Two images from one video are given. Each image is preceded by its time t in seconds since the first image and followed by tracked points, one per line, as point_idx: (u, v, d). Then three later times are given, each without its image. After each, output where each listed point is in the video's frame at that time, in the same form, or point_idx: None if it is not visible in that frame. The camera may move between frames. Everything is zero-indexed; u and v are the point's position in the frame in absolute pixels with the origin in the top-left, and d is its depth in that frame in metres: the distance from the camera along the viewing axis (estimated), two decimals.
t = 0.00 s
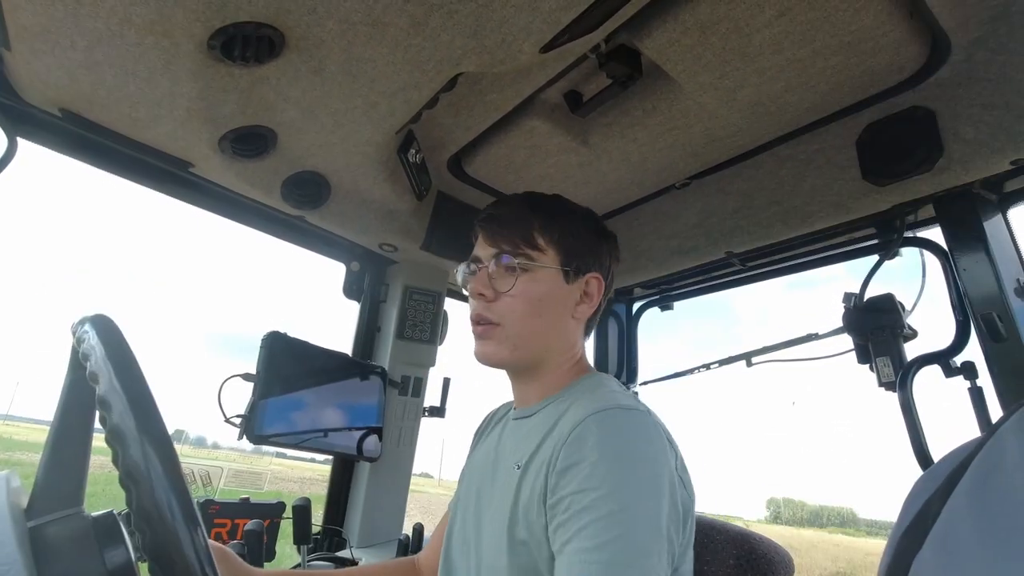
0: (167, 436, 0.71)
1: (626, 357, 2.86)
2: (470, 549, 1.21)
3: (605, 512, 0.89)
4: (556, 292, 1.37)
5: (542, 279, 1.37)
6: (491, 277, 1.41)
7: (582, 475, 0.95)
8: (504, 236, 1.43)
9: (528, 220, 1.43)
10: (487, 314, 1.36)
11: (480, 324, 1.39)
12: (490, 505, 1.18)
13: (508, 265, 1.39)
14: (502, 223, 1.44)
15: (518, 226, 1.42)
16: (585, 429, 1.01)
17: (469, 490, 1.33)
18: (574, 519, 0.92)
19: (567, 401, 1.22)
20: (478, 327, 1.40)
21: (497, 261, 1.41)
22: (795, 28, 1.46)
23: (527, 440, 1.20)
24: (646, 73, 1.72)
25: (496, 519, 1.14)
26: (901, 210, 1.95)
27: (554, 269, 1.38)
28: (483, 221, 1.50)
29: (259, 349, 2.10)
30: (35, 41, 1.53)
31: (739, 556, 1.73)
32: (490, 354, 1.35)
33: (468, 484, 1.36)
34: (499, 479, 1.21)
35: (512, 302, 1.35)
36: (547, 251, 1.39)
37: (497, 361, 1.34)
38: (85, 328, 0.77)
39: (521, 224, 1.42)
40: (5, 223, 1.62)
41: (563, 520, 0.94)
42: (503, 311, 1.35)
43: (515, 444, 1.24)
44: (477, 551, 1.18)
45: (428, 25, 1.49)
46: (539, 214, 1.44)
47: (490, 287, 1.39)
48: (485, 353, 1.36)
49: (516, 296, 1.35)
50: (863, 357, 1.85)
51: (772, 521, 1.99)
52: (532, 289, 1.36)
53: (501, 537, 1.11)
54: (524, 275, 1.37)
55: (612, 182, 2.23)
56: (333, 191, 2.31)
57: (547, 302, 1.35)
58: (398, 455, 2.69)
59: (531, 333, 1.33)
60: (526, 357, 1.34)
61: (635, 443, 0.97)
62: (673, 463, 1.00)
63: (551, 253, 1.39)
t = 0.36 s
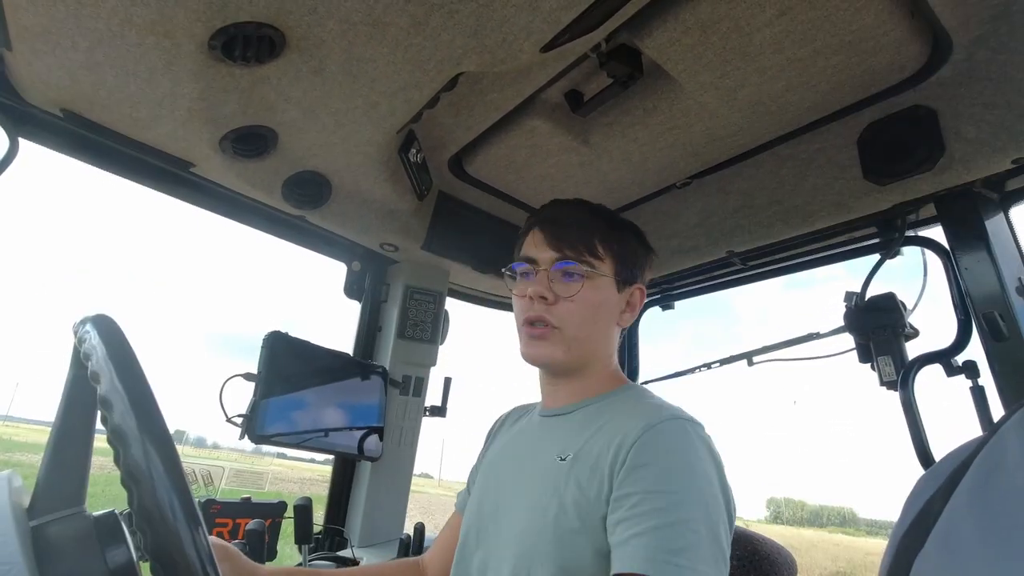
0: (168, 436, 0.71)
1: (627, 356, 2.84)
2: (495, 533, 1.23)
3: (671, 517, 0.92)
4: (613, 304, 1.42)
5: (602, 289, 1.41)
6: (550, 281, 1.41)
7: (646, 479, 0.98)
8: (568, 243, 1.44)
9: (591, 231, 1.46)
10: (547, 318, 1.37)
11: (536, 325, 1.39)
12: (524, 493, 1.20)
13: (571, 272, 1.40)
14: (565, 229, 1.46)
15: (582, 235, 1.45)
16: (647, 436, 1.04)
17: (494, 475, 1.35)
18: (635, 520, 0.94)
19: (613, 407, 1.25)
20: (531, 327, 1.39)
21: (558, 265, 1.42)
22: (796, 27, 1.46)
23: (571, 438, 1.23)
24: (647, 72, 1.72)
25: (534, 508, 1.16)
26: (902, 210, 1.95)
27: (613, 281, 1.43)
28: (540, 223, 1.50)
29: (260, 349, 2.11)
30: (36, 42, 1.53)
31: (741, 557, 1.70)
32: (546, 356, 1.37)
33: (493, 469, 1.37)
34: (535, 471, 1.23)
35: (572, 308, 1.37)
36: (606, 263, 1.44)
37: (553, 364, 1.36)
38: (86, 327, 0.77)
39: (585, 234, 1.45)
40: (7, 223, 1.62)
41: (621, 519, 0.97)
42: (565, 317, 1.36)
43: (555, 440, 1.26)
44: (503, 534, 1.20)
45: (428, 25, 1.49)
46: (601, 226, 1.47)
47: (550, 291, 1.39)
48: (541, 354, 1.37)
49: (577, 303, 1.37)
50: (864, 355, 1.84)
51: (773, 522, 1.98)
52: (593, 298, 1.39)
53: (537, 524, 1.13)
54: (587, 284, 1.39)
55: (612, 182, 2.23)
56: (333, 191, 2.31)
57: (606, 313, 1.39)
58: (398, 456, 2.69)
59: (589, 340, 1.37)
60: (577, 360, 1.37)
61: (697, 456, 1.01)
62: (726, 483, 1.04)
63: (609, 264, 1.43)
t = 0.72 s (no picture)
0: (166, 436, 0.71)
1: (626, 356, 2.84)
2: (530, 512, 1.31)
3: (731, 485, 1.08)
4: (624, 309, 1.49)
5: (613, 295, 1.48)
6: (561, 291, 1.49)
7: (703, 457, 1.14)
8: (576, 254, 1.52)
9: (597, 241, 1.54)
10: (562, 327, 1.43)
11: (552, 335, 1.45)
12: (565, 473, 1.31)
13: (581, 281, 1.48)
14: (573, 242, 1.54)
15: (590, 246, 1.53)
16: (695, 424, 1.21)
17: (522, 464, 1.44)
18: (701, 489, 1.10)
19: (643, 400, 1.41)
20: (547, 338, 1.46)
21: (568, 276, 1.49)
22: (795, 28, 1.46)
23: (607, 426, 1.36)
24: (646, 73, 1.72)
25: (575, 492, 1.26)
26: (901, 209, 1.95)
27: (622, 288, 1.51)
28: (550, 237, 1.59)
29: (259, 350, 2.11)
30: (35, 43, 1.53)
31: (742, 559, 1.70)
32: (563, 363, 1.43)
33: (518, 459, 1.46)
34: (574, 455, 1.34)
35: (585, 315, 1.43)
36: (614, 270, 1.51)
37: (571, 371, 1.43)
38: (84, 329, 0.77)
39: (592, 244, 1.53)
40: (6, 224, 1.62)
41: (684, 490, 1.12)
42: (579, 325, 1.43)
43: (590, 428, 1.39)
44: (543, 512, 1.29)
45: (428, 26, 1.49)
46: (608, 236, 1.56)
47: (563, 301, 1.46)
48: (558, 362, 1.43)
49: (590, 310, 1.44)
50: (864, 355, 1.84)
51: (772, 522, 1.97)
52: (604, 304, 1.46)
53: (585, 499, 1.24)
54: (598, 292, 1.46)
55: (611, 182, 2.23)
56: (333, 191, 2.31)
57: (616, 318, 1.47)
58: (398, 456, 2.69)
59: (602, 344, 1.45)
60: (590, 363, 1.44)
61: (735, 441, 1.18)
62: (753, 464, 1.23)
63: (618, 272, 1.51)
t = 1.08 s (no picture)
0: (168, 437, 0.71)
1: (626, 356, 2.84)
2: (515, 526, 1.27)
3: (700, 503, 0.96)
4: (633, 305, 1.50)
5: (624, 291, 1.49)
6: (574, 282, 1.48)
7: (676, 469, 1.03)
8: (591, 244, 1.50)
9: (611, 235, 1.53)
10: (575, 317, 1.42)
11: (563, 325, 1.43)
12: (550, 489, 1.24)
13: (595, 273, 1.47)
14: (588, 232, 1.52)
15: (604, 239, 1.51)
16: (675, 433, 1.09)
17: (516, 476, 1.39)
18: (669, 510, 0.99)
19: (630, 405, 1.30)
20: (557, 327, 1.44)
21: (581, 267, 1.48)
22: (795, 28, 1.46)
23: (591, 437, 1.27)
24: (646, 73, 1.72)
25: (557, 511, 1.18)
26: (901, 209, 1.95)
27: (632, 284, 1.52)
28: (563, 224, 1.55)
29: (259, 350, 2.12)
30: (35, 42, 1.53)
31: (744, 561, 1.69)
32: (572, 354, 1.41)
33: (513, 471, 1.42)
34: (559, 468, 1.27)
35: (599, 308, 1.43)
36: (625, 266, 1.53)
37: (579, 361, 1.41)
38: (84, 329, 0.77)
39: (607, 237, 1.52)
40: (6, 224, 1.62)
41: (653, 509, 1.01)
42: (592, 316, 1.42)
43: (577, 440, 1.31)
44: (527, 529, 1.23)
45: (427, 26, 1.49)
46: (620, 232, 1.55)
47: (577, 291, 1.45)
48: (568, 351, 1.41)
49: (604, 303, 1.44)
50: (864, 355, 1.84)
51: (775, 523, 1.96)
52: (616, 298, 1.47)
53: (563, 516, 1.16)
54: (611, 284, 1.47)
55: (612, 182, 2.23)
56: (333, 192, 2.31)
57: (625, 313, 1.47)
58: (398, 457, 2.69)
59: (613, 338, 1.44)
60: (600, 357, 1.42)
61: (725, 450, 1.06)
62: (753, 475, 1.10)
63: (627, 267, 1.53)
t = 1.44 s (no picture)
0: (167, 437, 0.71)
1: (626, 356, 2.84)
2: (506, 532, 1.22)
3: (709, 523, 0.92)
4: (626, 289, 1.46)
5: (616, 273, 1.45)
6: (566, 262, 1.44)
7: (681, 484, 0.98)
8: (584, 223, 1.49)
9: (606, 216, 1.52)
10: (565, 298, 1.38)
11: (553, 305, 1.38)
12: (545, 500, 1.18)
13: (588, 254, 1.44)
14: (582, 211, 1.51)
15: (599, 219, 1.50)
16: (679, 442, 1.03)
17: (506, 476, 1.34)
18: (675, 532, 0.94)
19: (627, 408, 1.25)
20: (546, 308, 1.39)
21: (573, 246, 1.45)
22: (795, 28, 1.46)
23: (588, 442, 1.22)
24: (646, 73, 1.72)
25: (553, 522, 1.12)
26: (901, 209, 1.95)
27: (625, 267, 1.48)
28: (557, 203, 1.54)
29: (260, 350, 2.12)
30: (35, 43, 1.53)
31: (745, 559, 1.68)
32: (561, 337, 1.36)
33: (503, 470, 1.36)
34: (553, 473, 1.22)
35: (592, 290, 1.39)
36: (618, 248, 1.49)
37: (569, 345, 1.36)
38: (84, 328, 0.77)
39: (601, 217, 1.51)
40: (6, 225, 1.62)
41: (658, 526, 0.97)
42: (583, 297, 1.38)
43: (572, 443, 1.25)
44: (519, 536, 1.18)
45: (427, 26, 1.49)
46: (616, 214, 1.55)
47: (568, 271, 1.41)
48: (558, 334, 1.36)
49: (598, 285, 1.40)
50: (864, 355, 1.84)
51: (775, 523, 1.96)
52: (608, 280, 1.43)
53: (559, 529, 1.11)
54: (604, 266, 1.44)
55: (612, 182, 2.23)
56: (333, 192, 2.31)
57: (618, 298, 1.44)
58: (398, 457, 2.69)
59: (605, 322, 1.40)
60: (592, 343, 1.37)
61: (732, 461, 1.01)
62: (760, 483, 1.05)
63: (622, 250, 1.50)
